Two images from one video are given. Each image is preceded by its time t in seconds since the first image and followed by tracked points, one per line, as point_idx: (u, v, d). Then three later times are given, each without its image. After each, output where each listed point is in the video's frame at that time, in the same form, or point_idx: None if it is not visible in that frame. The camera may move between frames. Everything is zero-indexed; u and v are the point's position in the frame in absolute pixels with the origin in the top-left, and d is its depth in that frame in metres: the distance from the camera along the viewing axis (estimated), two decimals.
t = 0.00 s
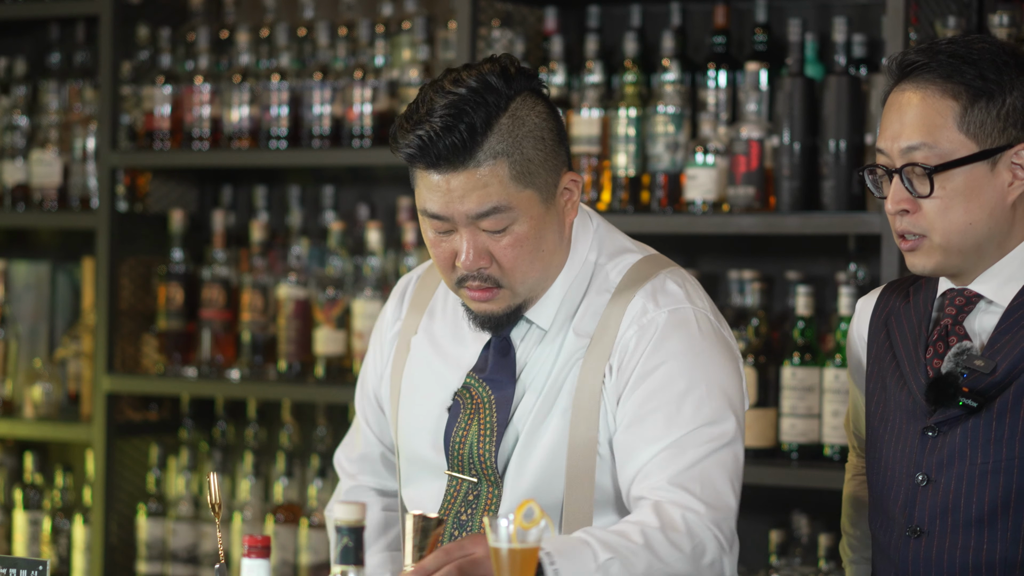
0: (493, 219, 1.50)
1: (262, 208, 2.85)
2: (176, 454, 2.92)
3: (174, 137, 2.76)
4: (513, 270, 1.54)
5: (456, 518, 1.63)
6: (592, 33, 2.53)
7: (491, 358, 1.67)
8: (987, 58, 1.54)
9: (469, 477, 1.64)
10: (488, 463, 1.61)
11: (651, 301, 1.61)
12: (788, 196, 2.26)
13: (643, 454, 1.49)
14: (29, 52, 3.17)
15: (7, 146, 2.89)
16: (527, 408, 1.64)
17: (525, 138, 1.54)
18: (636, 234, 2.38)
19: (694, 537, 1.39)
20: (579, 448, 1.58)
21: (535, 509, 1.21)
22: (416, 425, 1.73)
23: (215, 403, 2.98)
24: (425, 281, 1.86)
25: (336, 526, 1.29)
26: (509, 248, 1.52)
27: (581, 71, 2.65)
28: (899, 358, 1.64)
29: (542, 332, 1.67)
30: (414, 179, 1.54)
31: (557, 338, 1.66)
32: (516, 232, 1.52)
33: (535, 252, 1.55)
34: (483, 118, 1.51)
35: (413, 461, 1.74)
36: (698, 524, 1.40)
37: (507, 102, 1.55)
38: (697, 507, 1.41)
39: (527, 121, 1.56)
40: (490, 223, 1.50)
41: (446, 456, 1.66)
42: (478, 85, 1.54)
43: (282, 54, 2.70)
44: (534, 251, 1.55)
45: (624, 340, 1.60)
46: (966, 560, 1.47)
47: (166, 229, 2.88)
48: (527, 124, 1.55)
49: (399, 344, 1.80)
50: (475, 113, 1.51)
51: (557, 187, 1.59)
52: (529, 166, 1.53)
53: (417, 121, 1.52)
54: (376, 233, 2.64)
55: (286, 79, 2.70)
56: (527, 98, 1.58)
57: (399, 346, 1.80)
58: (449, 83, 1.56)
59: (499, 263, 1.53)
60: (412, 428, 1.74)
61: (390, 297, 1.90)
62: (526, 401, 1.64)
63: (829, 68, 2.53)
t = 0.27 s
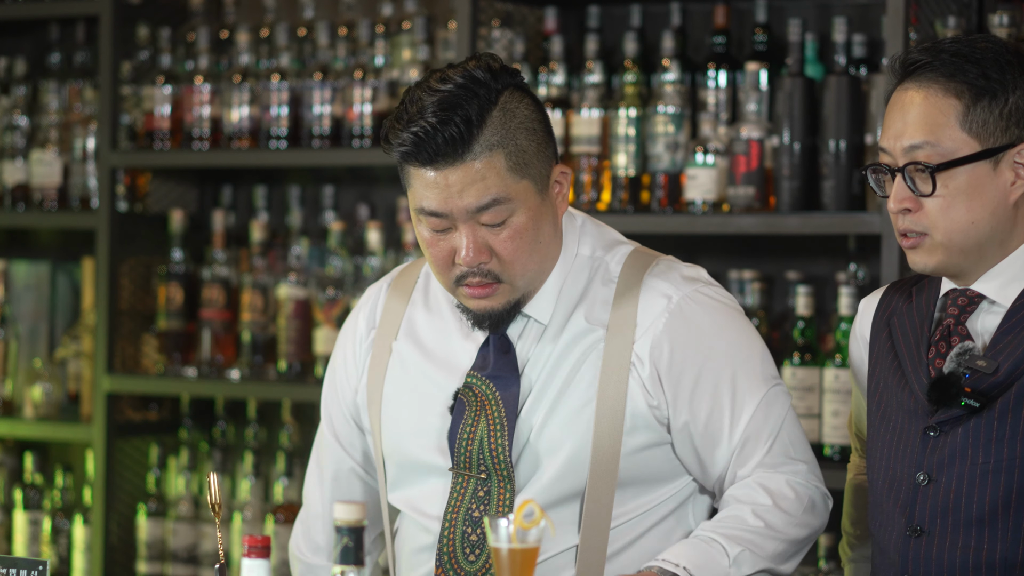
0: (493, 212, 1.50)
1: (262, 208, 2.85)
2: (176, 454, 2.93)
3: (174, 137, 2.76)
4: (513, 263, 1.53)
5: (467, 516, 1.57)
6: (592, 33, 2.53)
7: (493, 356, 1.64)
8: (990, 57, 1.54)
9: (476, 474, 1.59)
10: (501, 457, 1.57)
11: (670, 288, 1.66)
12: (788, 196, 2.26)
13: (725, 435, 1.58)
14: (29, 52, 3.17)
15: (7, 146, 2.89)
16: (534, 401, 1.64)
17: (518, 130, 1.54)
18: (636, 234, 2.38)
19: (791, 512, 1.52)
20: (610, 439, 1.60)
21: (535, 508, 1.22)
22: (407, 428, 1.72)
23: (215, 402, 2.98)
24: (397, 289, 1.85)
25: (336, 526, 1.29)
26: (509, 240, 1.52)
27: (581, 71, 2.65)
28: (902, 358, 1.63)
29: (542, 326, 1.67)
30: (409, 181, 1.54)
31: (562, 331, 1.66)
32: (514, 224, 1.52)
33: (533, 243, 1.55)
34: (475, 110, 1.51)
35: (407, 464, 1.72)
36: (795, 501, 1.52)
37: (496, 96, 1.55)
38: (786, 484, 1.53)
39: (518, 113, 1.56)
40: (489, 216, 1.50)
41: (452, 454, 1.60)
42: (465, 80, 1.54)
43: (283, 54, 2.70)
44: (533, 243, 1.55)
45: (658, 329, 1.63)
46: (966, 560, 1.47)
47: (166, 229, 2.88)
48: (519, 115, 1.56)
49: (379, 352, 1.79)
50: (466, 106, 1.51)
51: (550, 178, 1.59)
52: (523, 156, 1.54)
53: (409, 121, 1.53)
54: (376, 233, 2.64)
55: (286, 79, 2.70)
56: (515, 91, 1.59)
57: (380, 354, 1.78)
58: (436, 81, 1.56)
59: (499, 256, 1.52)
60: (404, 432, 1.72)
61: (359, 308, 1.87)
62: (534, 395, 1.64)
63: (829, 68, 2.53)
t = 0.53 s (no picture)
0: (519, 212, 1.49)
1: (262, 208, 2.85)
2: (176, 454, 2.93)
3: (174, 137, 2.76)
4: (536, 264, 1.53)
5: (471, 518, 1.56)
6: (592, 33, 2.53)
7: (499, 357, 1.64)
8: (982, 57, 1.54)
9: (480, 476, 1.58)
10: (505, 459, 1.56)
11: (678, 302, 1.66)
12: (788, 196, 2.26)
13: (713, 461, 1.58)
14: (29, 52, 3.17)
15: (7, 146, 2.89)
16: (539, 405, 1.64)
17: (542, 131, 1.54)
18: (636, 234, 2.38)
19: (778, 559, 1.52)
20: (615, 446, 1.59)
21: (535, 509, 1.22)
22: (406, 428, 1.72)
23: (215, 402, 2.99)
24: (390, 283, 1.85)
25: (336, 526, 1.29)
26: (533, 240, 1.51)
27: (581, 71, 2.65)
28: (909, 357, 1.63)
29: (550, 331, 1.67)
30: (431, 180, 1.53)
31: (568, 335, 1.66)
32: (538, 224, 1.51)
33: (555, 245, 1.55)
34: (503, 109, 1.51)
35: (407, 465, 1.72)
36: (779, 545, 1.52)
37: (520, 96, 1.55)
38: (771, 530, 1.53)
39: (542, 113, 1.56)
40: (514, 216, 1.49)
41: (454, 456, 1.59)
42: (490, 80, 1.55)
43: (282, 54, 2.70)
44: (554, 244, 1.54)
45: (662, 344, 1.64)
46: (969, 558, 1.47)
47: (166, 229, 2.88)
48: (542, 115, 1.56)
49: (374, 348, 1.79)
50: (493, 104, 1.51)
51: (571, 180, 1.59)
52: (547, 157, 1.53)
53: (434, 120, 1.52)
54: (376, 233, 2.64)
55: (286, 79, 2.70)
56: (538, 92, 1.59)
57: (375, 349, 1.79)
58: (460, 81, 1.57)
59: (522, 257, 1.52)
60: (402, 433, 1.72)
61: (351, 301, 1.88)
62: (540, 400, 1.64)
63: (829, 68, 2.53)
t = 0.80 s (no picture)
0: (523, 214, 1.49)
1: (262, 208, 2.85)
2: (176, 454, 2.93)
3: (174, 137, 2.76)
4: (540, 266, 1.53)
5: (460, 520, 1.58)
6: (592, 33, 2.53)
7: (496, 360, 1.65)
8: (971, 57, 1.55)
9: (471, 479, 1.60)
10: (496, 462, 1.58)
11: (670, 308, 1.64)
12: (788, 196, 2.26)
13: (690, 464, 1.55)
14: (29, 52, 3.17)
15: (7, 146, 2.89)
16: (532, 407, 1.65)
17: (546, 132, 1.54)
18: (635, 234, 2.38)
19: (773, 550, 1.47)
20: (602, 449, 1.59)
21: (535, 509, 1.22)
22: (400, 428, 1.73)
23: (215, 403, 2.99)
24: (393, 278, 1.85)
25: (336, 526, 1.29)
26: (536, 242, 1.51)
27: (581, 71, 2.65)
28: (901, 357, 1.66)
29: (547, 333, 1.68)
30: (434, 183, 1.53)
31: (563, 339, 1.66)
32: (542, 226, 1.51)
33: (559, 246, 1.55)
34: (508, 110, 1.51)
35: (399, 465, 1.73)
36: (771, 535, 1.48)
37: (524, 97, 1.55)
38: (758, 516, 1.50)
39: (546, 114, 1.56)
40: (518, 218, 1.49)
41: (447, 458, 1.61)
42: (494, 80, 1.55)
43: (282, 54, 2.70)
44: (558, 246, 1.54)
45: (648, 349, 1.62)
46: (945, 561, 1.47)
47: (166, 230, 2.88)
48: (547, 117, 1.56)
49: (374, 344, 1.80)
50: (498, 105, 1.51)
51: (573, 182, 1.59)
52: (550, 158, 1.53)
53: (438, 122, 1.52)
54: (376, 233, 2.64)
55: (286, 79, 2.70)
56: (541, 93, 1.59)
57: (375, 346, 1.79)
58: (462, 81, 1.57)
59: (525, 259, 1.52)
60: (395, 433, 1.73)
61: (355, 294, 1.88)
62: (533, 402, 1.65)
63: (829, 68, 2.53)
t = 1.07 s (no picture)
0: (508, 222, 1.49)
1: (262, 208, 2.85)
2: (176, 454, 2.92)
3: (174, 137, 2.76)
4: (526, 273, 1.53)
5: (454, 527, 1.58)
6: (592, 33, 2.53)
7: (491, 366, 1.64)
8: (907, 71, 1.63)
9: (465, 485, 1.59)
10: (489, 469, 1.57)
11: (657, 312, 1.62)
12: (788, 196, 2.26)
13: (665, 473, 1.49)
14: (29, 52, 3.17)
15: (7, 146, 2.89)
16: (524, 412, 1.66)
17: (531, 138, 1.54)
18: (635, 234, 2.38)
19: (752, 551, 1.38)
20: (591, 455, 1.57)
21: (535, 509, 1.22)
22: (401, 433, 1.73)
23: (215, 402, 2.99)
24: (401, 281, 1.86)
25: (336, 526, 1.29)
26: (523, 250, 1.52)
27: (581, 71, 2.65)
28: (875, 359, 1.75)
29: (541, 339, 1.68)
30: (420, 191, 1.53)
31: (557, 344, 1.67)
32: (527, 234, 1.51)
33: (546, 252, 1.55)
34: (492, 118, 1.51)
35: (401, 469, 1.74)
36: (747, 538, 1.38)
37: (509, 103, 1.54)
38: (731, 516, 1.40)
39: (531, 121, 1.55)
40: (503, 226, 1.49)
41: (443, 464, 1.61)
42: (478, 87, 1.54)
43: (282, 54, 2.70)
44: (546, 252, 1.55)
45: (632, 355, 1.61)
46: (920, 550, 1.59)
47: (166, 230, 2.88)
48: (532, 123, 1.55)
49: (379, 348, 1.80)
50: (483, 113, 1.50)
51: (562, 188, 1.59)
52: (536, 165, 1.53)
53: (422, 130, 1.52)
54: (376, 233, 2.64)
55: (286, 79, 2.70)
56: (528, 98, 1.58)
57: (379, 349, 1.79)
58: (447, 87, 1.56)
59: (512, 267, 1.52)
60: (396, 438, 1.74)
61: (366, 296, 1.89)
62: (528, 407, 1.66)
63: (829, 68, 2.53)
